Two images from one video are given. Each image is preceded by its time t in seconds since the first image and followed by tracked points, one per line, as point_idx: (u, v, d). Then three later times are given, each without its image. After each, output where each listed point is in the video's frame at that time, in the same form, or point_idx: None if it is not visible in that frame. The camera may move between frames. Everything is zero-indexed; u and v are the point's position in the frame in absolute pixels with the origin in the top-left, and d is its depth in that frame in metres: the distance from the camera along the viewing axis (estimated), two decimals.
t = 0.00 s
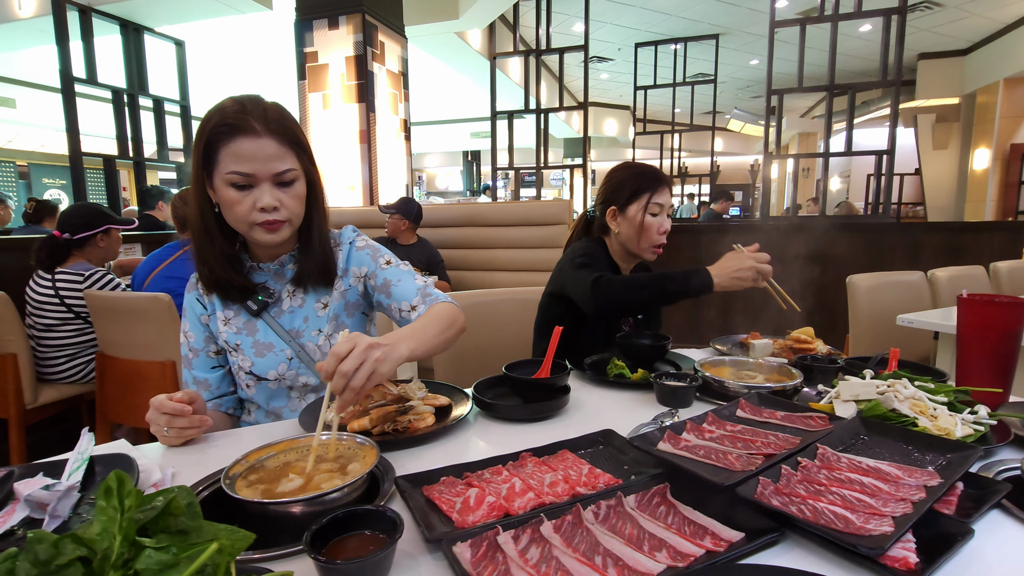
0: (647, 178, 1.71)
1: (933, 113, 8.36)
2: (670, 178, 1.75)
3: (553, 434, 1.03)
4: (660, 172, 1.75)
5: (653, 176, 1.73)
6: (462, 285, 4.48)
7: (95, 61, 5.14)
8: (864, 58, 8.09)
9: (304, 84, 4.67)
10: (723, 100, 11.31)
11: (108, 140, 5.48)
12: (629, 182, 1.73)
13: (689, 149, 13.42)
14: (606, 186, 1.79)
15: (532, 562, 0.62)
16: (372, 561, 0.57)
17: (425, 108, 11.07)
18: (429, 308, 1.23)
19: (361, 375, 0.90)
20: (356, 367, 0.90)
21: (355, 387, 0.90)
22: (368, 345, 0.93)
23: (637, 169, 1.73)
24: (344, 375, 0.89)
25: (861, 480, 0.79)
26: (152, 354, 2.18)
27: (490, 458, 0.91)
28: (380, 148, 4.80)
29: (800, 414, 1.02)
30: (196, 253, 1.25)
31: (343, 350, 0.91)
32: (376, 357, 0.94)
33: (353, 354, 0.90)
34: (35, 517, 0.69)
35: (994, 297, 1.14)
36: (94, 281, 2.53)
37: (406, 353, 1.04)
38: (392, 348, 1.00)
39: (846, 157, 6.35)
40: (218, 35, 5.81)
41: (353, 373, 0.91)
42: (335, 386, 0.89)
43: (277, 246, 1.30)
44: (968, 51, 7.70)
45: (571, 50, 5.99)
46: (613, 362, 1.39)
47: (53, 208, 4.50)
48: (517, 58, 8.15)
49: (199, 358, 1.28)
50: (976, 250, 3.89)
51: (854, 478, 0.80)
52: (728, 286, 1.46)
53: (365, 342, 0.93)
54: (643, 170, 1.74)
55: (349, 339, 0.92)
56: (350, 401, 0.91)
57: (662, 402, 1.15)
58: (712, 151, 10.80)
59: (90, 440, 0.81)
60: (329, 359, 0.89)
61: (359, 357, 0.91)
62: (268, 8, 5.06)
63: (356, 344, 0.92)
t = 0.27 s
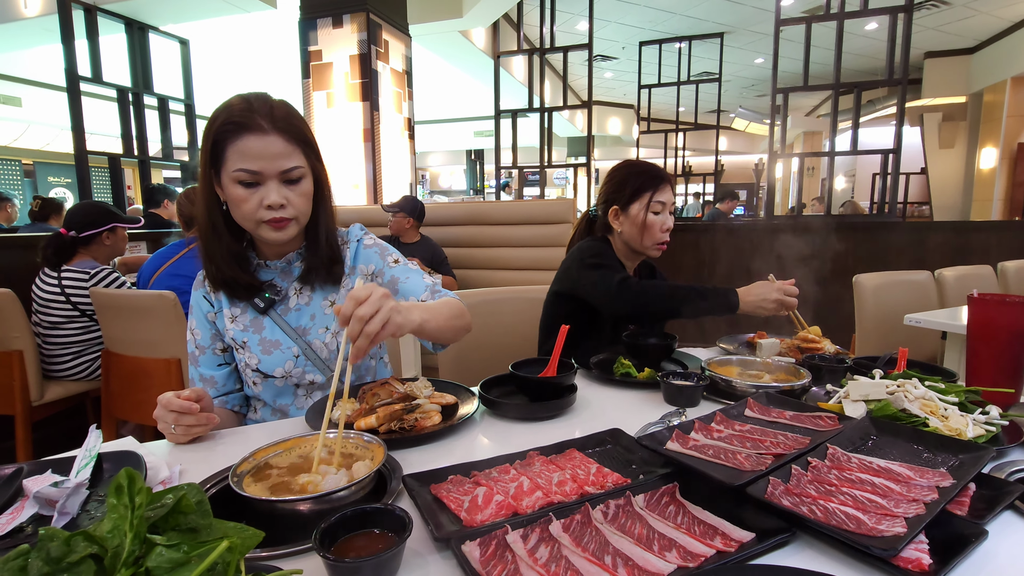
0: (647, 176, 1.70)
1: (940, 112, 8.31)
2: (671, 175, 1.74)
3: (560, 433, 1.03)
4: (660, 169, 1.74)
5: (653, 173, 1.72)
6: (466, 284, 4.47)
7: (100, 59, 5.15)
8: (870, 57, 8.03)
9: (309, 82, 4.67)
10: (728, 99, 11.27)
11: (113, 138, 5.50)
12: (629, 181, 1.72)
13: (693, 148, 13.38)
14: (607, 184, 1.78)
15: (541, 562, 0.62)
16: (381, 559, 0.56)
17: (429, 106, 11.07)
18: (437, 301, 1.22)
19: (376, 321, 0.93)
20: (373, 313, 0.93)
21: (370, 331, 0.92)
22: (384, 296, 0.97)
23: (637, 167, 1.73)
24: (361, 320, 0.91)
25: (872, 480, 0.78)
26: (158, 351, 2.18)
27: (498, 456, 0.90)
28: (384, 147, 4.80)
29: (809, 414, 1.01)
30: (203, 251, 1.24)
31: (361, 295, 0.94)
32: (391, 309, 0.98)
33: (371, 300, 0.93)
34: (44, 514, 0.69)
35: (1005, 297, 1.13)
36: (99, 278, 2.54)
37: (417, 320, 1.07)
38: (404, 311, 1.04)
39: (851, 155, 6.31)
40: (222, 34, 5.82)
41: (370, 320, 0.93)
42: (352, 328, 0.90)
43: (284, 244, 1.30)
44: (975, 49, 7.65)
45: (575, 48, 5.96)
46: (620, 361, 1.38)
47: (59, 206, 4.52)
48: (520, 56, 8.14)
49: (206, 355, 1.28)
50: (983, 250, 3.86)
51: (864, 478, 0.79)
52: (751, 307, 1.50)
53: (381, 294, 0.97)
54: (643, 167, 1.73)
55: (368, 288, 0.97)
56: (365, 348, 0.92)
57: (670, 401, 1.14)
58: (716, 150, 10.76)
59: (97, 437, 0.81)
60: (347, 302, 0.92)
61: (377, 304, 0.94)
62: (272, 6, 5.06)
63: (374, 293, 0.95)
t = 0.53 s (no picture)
0: (653, 175, 1.70)
1: (944, 112, 8.28)
2: (676, 174, 1.73)
3: (563, 430, 1.03)
4: (667, 168, 1.73)
5: (659, 172, 1.72)
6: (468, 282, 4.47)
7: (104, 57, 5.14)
8: (875, 56, 8.00)
9: (312, 80, 4.68)
10: (731, 98, 11.24)
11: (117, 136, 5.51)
12: (635, 180, 1.71)
13: (697, 147, 13.35)
14: (613, 182, 1.78)
15: (545, 559, 0.62)
16: (385, 557, 0.56)
17: (432, 105, 11.07)
18: (432, 304, 1.22)
19: (371, 357, 0.89)
20: (365, 352, 0.90)
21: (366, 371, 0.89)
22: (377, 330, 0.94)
23: (643, 167, 1.72)
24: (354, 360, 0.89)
25: (879, 479, 0.77)
26: (161, 348, 2.19)
27: (501, 453, 0.90)
28: (387, 145, 4.80)
29: (814, 412, 1.00)
30: (206, 247, 1.24)
31: (351, 334, 0.91)
32: (387, 341, 0.94)
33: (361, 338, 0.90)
34: (46, 509, 0.69)
35: (1011, 296, 1.12)
36: (102, 275, 2.54)
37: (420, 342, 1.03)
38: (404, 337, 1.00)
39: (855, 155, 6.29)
40: (226, 32, 5.82)
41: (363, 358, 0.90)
42: (347, 372, 0.89)
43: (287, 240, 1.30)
44: (980, 48, 7.61)
45: (578, 47, 5.95)
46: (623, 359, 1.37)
47: (62, 203, 4.53)
48: (523, 55, 8.13)
49: (209, 351, 1.28)
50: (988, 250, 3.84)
51: (871, 477, 0.78)
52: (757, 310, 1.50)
53: (373, 327, 0.94)
54: (649, 166, 1.72)
55: (357, 324, 0.93)
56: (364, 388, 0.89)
57: (673, 399, 1.14)
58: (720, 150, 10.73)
59: (99, 433, 0.80)
60: (338, 345, 0.90)
61: (369, 343, 0.91)
62: (275, 4, 5.06)
63: (365, 329, 0.92)
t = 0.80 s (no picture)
0: (651, 171, 1.70)
1: (947, 112, 8.26)
2: (675, 169, 1.73)
3: (563, 428, 1.02)
4: (665, 165, 1.73)
5: (657, 169, 1.72)
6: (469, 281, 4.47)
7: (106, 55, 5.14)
8: (877, 56, 7.98)
9: (314, 79, 4.68)
10: (733, 98, 11.23)
11: (118, 134, 5.52)
12: (633, 178, 1.72)
13: (699, 147, 13.33)
14: (612, 182, 1.79)
15: (546, 554, 0.62)
16: (387, 550, 0.56)
17: (434, 104, 11.06)
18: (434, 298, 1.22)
19: (389, 368, 0.90)
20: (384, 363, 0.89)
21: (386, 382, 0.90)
22: (391, 338, 0.92)
23: (640, 166, 1.73)
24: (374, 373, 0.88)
25: (880, 477, 0.77)
26: (162, 345, 2.19)
27: (501, 450, 0.90)
28: (388, 144, 4.80)
29: (815, 411, 1.00)
30: (206, 244, 1.24)
31: (368, 346, 0.88)
32: (401, 348, 0.93)
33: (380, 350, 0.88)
34: (48, 502, 0.69)
35: (1014, 295, 1.11)
36: (103, 272, 2.55)
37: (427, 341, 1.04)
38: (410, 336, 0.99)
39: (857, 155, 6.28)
40: (227, 30, 5.82)
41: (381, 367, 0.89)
42: (366, 384, 0.88)
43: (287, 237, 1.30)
44: (983, 49, 7.60)
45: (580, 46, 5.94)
46: (624, 357, 1.37)
47: (63, 200, 4.53)
48: (525, 54, 8.12)
49: (209, 348, 1.28)
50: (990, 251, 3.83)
51: (872, 475, 0.78)
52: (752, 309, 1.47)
53: (386, 334, 0.91)
54: (646, 164, 1.73)
55: (371, 334, 0.90)
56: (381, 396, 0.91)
57: (673, 397, 1.14)
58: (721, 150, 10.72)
59: (102, 427, 0.81)
60: (355, 359, 0.87)
61: (386, 354, 0.89)
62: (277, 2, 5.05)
63: (379, 340, 0.90)
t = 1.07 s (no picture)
0: (650, 173, 1.70)
1: (947, 113, 8.27)
2: (675, 172, 1.73)
3: (561, 426, 1.04)
4: (666, 166, 1.73)
5: (657, 170, 1.72)
6: (469, 281, 4.47)
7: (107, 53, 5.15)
8: (877, 57, 8.00)
9: (314, 78, 4.69)
10: (734, 98, 11.24)
11: (119, 132, 5.53)
12: (631, 179, 1.73)
13: (699, 147, 13.34)
14: (613, 183, 1.81)
15: (544, 548, 0.63)
16: (387, 543, 0.57)
17: (434, 103, 11.07)
18: (436, 296, 1.23)
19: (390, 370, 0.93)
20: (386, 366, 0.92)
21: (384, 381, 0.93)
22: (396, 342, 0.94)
23: (640, 166, 1.73)
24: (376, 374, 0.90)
25: (873, 474, 0.78)
26: (164, 343, 2.20)
27: (500, 447, 0.91)
28: (389, 144, 4.81)
29: (810, 409, 1.02)
30: (208, 243, 1.26)
31: (376, 349, 0.90)
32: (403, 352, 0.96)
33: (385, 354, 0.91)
34: (54, 496, 0.70)
35: (1008, 296, 1.13)
36: (104, 271, 2.56)
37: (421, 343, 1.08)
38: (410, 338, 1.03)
39: (857, 156, 6.29)
40: (228, 29, 5.83)
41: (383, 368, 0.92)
42: (366, 383, 0.90)
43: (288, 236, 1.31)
44: (983, 50, 7.61)
45: (580, 46, 5.94)
46: (623, 356, 1.38)
47: (62, 197, 4.54)
48: (526, 54, 8.13)
49: (210, 347, 1.29)
50: (988, 252, 3.83)
51: (865, 472, 0.79)
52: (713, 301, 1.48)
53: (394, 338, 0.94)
54: (647, 164, 1.73)
55: (380, 335, 0.92)
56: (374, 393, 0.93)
57: (671, 396, 1.15)
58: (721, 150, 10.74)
59: (106, 423, 0.82)
60: (361, 359, 0.88)
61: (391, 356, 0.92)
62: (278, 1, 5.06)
63: (386, 343, 0.92)
